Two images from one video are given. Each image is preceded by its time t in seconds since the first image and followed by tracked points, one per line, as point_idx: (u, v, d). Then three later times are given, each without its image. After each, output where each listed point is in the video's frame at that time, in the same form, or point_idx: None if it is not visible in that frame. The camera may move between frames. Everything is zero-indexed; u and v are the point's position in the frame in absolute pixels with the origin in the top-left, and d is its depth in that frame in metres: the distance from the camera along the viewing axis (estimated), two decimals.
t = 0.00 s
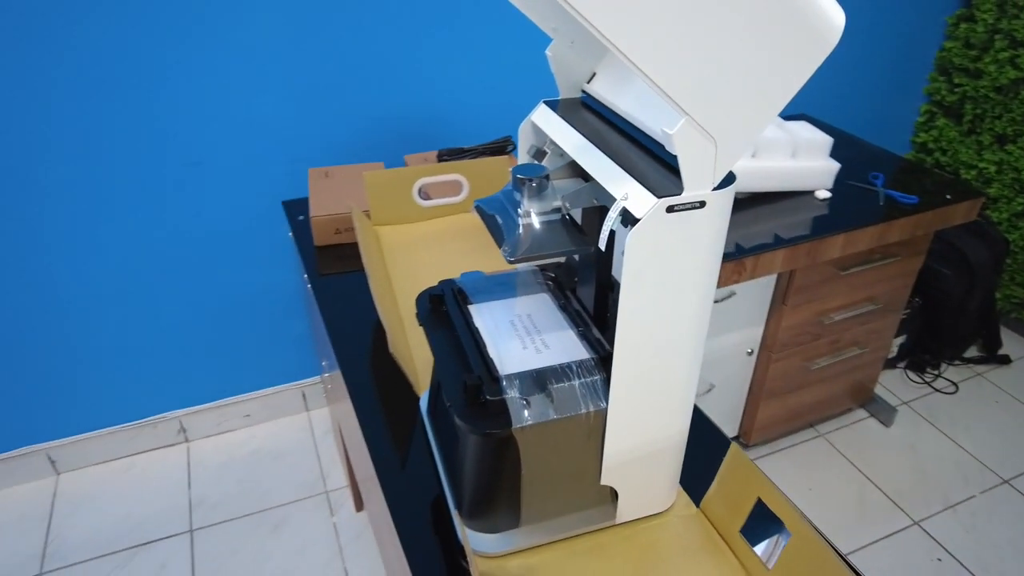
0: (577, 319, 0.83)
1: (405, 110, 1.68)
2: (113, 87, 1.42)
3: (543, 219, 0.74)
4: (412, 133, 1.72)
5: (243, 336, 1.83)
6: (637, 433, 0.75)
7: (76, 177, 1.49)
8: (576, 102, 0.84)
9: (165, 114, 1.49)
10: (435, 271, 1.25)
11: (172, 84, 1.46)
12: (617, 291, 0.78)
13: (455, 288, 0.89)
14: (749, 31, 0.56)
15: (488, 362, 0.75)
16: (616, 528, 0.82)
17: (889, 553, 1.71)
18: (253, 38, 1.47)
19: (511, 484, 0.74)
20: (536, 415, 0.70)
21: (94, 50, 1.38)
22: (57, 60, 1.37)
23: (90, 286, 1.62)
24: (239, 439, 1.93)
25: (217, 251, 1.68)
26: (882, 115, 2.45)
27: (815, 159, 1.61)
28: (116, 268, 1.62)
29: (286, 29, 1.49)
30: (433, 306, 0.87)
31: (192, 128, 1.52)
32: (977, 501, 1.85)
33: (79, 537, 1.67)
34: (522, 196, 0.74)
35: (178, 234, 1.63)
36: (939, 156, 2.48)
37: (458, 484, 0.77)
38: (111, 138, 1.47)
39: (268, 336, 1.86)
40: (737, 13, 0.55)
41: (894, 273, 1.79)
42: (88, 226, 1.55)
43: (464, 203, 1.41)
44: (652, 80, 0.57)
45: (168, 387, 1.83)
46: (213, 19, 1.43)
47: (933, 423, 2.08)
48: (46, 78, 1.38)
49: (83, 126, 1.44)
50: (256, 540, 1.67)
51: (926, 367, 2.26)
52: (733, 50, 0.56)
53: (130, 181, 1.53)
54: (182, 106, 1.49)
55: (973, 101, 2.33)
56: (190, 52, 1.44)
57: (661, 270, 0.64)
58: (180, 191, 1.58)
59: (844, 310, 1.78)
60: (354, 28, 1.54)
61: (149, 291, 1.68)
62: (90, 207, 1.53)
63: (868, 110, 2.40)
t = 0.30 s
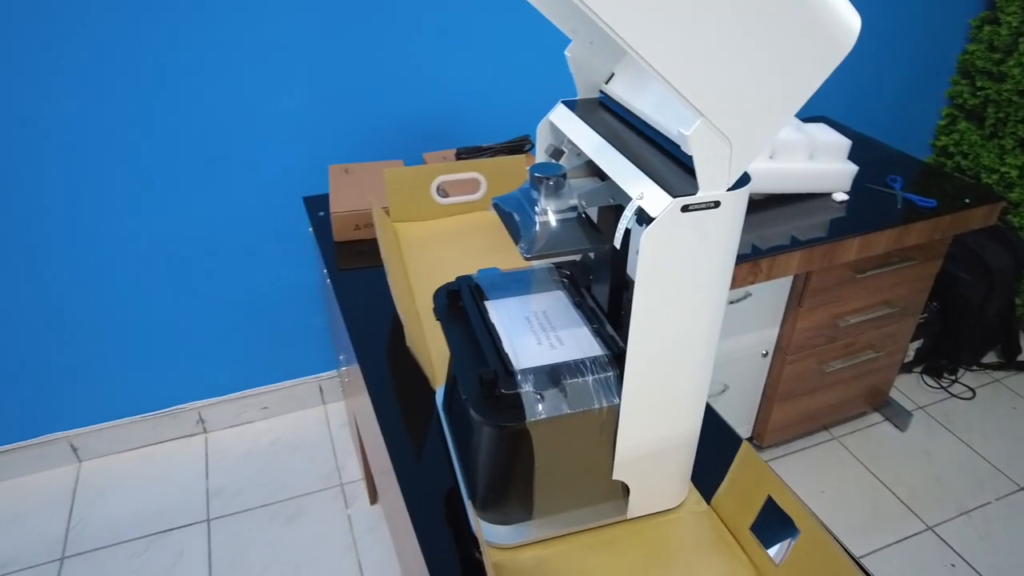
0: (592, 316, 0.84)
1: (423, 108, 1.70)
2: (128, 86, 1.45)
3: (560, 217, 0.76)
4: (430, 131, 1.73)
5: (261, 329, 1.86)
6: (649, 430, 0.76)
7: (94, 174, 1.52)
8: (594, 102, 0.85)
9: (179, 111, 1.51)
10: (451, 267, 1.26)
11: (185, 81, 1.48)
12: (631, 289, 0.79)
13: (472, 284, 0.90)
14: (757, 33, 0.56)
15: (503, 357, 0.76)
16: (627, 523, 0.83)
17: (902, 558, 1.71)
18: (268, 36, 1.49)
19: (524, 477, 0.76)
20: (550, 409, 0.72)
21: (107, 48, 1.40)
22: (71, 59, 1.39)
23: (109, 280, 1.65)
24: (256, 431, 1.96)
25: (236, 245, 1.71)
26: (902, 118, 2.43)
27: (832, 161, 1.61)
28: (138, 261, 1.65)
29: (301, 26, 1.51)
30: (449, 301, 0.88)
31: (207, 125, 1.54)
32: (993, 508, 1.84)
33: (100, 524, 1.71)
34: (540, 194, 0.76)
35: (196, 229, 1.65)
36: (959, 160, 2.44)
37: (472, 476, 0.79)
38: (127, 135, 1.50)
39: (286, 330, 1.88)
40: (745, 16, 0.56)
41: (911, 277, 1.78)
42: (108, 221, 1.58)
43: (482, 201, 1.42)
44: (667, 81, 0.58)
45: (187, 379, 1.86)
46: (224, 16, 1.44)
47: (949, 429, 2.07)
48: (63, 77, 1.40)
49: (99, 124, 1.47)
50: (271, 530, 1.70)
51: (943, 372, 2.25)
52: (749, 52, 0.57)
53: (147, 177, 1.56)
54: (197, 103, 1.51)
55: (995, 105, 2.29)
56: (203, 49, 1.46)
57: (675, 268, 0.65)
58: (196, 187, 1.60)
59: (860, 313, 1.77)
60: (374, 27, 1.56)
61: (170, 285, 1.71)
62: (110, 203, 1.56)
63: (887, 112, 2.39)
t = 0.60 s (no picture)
0: (601, 318, 0.85)
1: (437, 108, 1.71)
2: (142, 85, 1.47)
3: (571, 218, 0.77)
4: (444, 131, 1.75)
5: (275, 325, 1.88)
6: (657, 430, 0.77)
7: (111, 171, 1.54)
8: (607, 105, 0.86)
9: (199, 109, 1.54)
10: (464, 266, 1.28)
11: (206, 80, 1.51)
12: (640, 291, 0.80)
13: (483, 283, 0.92)
14: (763, 40, 0.57)
15: (514, 355, 0.78)
16: (633, 521, 0.84)
17: (910, 562, 1.71)
18: (281, 35, 1.51)
19: (533, 474, 0.77)
20: (558, 407, 0.73)
21: (121, 48, 1.43)
22: (86, 59, 1.42)
23: (126, 275, 1.68)
24: (270, 426, 1.99)
25: (251, 242, 1.73)
26: (916, 120, 2.42)
27: (845, 164, 1.61)
28: (156, 258, 1.68)
29: (320, 27, 1.53)
30: (461, 300, 0.90)
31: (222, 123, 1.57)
32: (1003, 514, 1.83)
33: (115, 515, 1.74)
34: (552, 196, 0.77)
35: (212, 226, 1.68)
36: (974, 164, 2.42)
37: (482, 473, 0.80)
38: (144, 133, 1.53)
39: (300, 326, 1.91)
40: (747, 16, 0.56)
41: (923, 281, 1.78)
42: (124, 217, 1.61)
43: (494, 201, 1.44)
44: (677, 86, 0.59)
45: (202, 374, 1.89)
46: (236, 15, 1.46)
47: (960, 434, 2.07)
48: (80, 75, 1.43)
49: (116, 122, 1.50)
50: (284, 524, 1.72)
51: (955, 377, 2.25)
52: (757, 60, 0.58)
53: (163, 174, 1.58)
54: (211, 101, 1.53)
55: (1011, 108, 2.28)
56: (216, 48, 1.48)
57: (684, 270, 0.66)
58: (213, 185, 1.63)
59: (871, 317, 1.77)
60: (389, 27, 1.58)
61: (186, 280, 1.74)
62: (127, 199, 1.59)
63: (901, 115, 2.38)
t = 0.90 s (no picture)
0: (602, 331, 0.87)
1: (445, 118, 1.74)
2: (156, 93, 1.50)
3: (572, 237, 0.80)
4: (452, 140, 1.77)
5: (284, 329, 1.91)
6: (656, 442, 0.79)
7: (126, 177, 1.58)
8: (610, 123, 0.88)
9: (212, 118, 1.57)
10: (471, 276, 1.30)
11: (218, 90, 1.54)
12: (640, 306, 0.82)
13: (488, 295, 0.93)
14: (759, 68, 0.59)
15: (517, 368, 0.80)
16: (633, 531, 0.86)
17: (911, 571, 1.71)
18: (291, 43, 1.54)
19: (534, 484, 0.79)
20: (560, 420, 0.75)
21: (133, 56, 1.46)
22: (100, 67, 1.45)
23: (139, 279, 1.71)
24: (279, 429, 2.01)
25: (262, 247, 1.76)
26: (924, 129, 2.43)
27: (850, 175, 1.62)
28: (168, 262, 1.71)
29: (330, 38, 1.56)
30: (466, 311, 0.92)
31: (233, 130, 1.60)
32: (1007, 525, 1.83)
33: (126, 515, 1.77)
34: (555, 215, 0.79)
35: (223, 232, 1.71)
36: (982, 173, 2.41)
37: (485, 482, 0.82)
38: (157, 141, 1.56)
39: (309, 331, 1.93)
40: (751, 15, 0.56)
41: (927, 291, 1.79)
42: (137, 222, 1.64)
43: (500, 211, 1.46)
44: (672, 111, 0.61)
45: (212, 377, 1.92)
46: (245, 26, 1.49)
47: (964, 444, 2.07)
48: (96, 84, 1.46)
49: (130, 130, 1.53)
50: (291, 526, 1.75)
51: (960, 387, 2.25)
52: (753, 87, 0.60)
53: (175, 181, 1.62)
54: (222, 109, 1.56)
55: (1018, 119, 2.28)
56: (227, 57, 1.51)
57: (682, 288, 0.68)
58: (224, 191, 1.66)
59: (875, 327, 1.78)
60: (399, 36, 1.60)
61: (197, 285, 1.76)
62: (139, 205, 1.62)
63: (908, 124, 2.39)
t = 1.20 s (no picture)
0: (602, 355, 0.88)
1: (449, 140, 1.76)
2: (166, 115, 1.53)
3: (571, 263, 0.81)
4: (457, 161, 1.80)
5: (289, 347, 1.92)
6: (655, 467, 0.80)
7: (134, 197, 1.60)
8: (610, 151, 0.90)
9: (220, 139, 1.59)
10: (473, 297, 1.31)
11: (227, 112, 1.57)
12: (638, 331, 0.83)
13: (489, 318, 0.95)
14: (753, 105, 0.60)
15: (516, 392, 0.81)
16: (632, 554, 0.86)
17: None
18: (298, 67, 1.56)
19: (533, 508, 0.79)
20: (558, 445, 0.76)
21: (144, 80, 1.49)
22: (112, 90, 1.48)
23: (146, 298, 1.73)
24: (282, 447, 2.02)
25: (267, 266, 1.78)
26: (925, 150, 2.44)
27: (850, 198, 1.63)
28: (175, 280, 1.73)
29: (338, 62, 1.59)
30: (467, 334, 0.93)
31: (241, 151, 1.62)
32: (1012, 548, 1.82)
33: (129, 532, 1.77)
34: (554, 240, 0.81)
35: (229, 251, 1.73)
36: (984, 195, 2.42)
37: (484, 506, 0.83)
38: (166, 162, 1.58)
39: (313, 349, 1.95)
40: (744, 53, 0.58)
41: (929, 313, 1.79)
42: (145, 241, 1.66)
43: (503, 234, 1.47)
44: (670, 147, 0.63)
45: (216, 394, 1.93)
46: (253, 51, 1.52)
47: (968, 466, 2.06)
48: (107, 107, 1.49)
49: (140, 151, 1.56)
50: (293, 544, 1.75)
51: (964, 409, 2.25)
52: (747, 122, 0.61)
53: (183, 201, 1.64)
54: (230, 130, 1.59)
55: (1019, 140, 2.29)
56: (235, 80, 1.54)
57: (679, 316, 0.69)
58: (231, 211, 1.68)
59: (877, 348, 1.78)
60: (404, 60, 1.63)
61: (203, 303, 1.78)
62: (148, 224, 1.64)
63: (909, 145, 2.40)
